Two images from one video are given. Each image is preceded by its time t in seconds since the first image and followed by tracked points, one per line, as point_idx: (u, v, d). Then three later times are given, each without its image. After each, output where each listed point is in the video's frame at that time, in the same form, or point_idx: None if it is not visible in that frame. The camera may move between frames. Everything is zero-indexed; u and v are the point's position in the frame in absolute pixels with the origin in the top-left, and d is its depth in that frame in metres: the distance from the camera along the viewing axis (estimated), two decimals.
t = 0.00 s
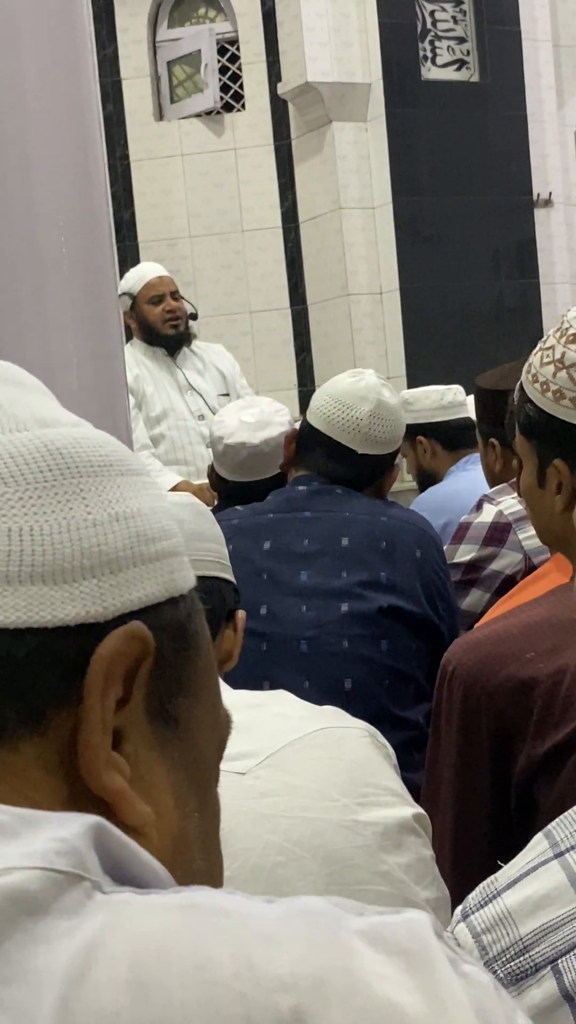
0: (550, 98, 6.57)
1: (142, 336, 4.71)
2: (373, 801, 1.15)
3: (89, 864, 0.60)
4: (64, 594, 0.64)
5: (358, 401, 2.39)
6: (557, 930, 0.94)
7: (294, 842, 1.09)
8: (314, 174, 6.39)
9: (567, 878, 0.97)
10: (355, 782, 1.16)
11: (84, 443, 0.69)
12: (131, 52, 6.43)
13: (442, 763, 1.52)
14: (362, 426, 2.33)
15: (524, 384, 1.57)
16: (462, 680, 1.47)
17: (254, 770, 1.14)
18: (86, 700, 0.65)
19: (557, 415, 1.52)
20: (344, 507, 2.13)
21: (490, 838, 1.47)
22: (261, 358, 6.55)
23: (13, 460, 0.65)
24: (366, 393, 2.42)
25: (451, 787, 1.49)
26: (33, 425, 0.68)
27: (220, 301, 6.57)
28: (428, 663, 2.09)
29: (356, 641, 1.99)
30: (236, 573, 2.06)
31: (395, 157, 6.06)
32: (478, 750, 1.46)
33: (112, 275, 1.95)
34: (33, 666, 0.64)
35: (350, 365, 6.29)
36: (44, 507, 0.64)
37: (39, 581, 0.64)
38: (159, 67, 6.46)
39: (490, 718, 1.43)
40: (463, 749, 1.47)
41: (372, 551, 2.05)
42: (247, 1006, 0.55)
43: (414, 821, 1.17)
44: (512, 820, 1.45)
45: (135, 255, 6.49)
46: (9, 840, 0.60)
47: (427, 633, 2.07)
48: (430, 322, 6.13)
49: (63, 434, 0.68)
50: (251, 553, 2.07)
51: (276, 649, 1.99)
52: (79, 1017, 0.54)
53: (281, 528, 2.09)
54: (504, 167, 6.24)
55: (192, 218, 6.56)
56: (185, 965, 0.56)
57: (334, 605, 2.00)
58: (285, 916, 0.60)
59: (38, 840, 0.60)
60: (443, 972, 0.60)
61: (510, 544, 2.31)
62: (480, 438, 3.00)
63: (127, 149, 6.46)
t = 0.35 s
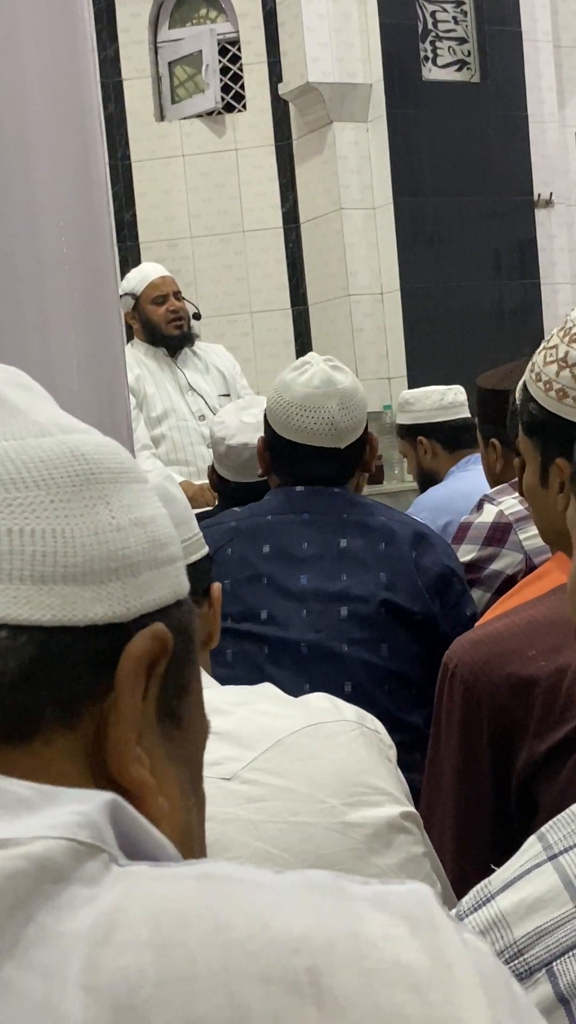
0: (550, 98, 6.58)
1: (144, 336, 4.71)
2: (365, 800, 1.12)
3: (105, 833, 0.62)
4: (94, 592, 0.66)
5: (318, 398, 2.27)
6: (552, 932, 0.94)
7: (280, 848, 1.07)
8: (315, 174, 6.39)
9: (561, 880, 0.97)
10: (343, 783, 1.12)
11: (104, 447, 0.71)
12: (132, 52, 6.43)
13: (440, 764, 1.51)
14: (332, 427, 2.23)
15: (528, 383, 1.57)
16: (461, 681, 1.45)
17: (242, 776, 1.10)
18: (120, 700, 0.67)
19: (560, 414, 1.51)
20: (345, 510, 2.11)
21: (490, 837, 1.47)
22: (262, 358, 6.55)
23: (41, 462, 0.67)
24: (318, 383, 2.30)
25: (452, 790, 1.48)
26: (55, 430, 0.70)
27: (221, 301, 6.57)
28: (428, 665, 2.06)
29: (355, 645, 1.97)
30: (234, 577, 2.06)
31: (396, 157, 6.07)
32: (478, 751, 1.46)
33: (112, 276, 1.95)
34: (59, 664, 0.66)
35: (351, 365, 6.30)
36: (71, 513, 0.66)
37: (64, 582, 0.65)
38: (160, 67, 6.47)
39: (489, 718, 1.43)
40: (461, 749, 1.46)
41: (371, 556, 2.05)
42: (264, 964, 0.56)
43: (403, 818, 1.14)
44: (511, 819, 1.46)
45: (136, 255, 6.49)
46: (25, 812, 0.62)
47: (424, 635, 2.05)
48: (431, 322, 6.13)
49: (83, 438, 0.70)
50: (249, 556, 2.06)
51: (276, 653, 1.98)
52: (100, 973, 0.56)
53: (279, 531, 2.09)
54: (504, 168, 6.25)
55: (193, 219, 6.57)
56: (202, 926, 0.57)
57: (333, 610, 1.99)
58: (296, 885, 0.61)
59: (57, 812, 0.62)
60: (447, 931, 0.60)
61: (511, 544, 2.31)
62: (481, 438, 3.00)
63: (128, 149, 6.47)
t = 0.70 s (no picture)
0: (551, 98, 6.56)
1: (145, 335, 4.72)
2: (361, 798, 1.09)
3: (228, 827, 0.64)
4: (245, 595, 0.72)
5: (292, 389, 2.10)
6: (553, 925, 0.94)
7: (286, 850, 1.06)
8: (316, 174, 6.39)
9: (563, 873, 0.97)
10: (339, 781, 1.09)
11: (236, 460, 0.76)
12: (133, 52, 6.43)
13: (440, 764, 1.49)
14: (316, 417, 2.07)
15: (524, 383, 1.58)
16: (460, 682, 1.43)
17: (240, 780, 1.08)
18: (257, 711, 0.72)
19: (558, 413, 1.52)
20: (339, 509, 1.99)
21: (491, 837, 1.45)
22: (261, 358, 6.55)
23: (201, 474, 0.72)
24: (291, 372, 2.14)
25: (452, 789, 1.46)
26: (199, 440, 0.75)
27: (222, 301, 6.57)
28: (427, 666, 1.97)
29: (352, 649, 1.88)
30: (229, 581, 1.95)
31: (396, 157, 6.07)
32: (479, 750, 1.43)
33: (112, 277, 1.97)
34: (212, 662, 0.70)
35: (351, 365, 6.29)
36: (228, 526, 0.72)
37: (217, 586, 0.70)
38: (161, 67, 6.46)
39: (489, 719, 1.41)
40: (462, 750, 1.44)
41: (368, 555, 1.94)
42: (377, 956, 0.57)
43: (402, 817, 1.09)
44: (512, 820, 1.44)
45: (136, 255, 6.50)
46: (157, 793, 0.63)
47: (423, 636, 1.96)
48: (431, 322, 6.13)
49: (223, 451, 0.76)
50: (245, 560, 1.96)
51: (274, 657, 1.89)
52: (219, 954, 0.57)
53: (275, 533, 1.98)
54: (505, 168, 6.25)
55: (193, 219, 6.57)
56: (316, 920, 0.58)
57: (331, 613, 1.89)
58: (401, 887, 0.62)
59: (177, 799, 0.63)
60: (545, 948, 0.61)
61: (511, 544, 2.31)
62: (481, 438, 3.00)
63: (128, 149, 6.48)
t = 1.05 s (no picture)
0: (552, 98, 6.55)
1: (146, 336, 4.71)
2: (364, 803, 1.09)
3: (250, 830, 0.65)
4: (219, 599, 0.73)
5: (258, 395, 2.07)
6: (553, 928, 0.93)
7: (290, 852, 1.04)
8: (317, 174, 6.39)
9: (563, 876, 0.96)
10: (343, 786, 1.09)
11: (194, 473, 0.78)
12: (134, 52, 6.42)
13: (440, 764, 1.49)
14: (288, 420, 2.04)
15: (521, 384, 1.57)
16: (460, 684, 1.43)
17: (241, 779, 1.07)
18: (238, 708, 0.73)
19: (554, 416, 1.50)
20: (329, 509, 1.98)
21: (491, 836, 1.44)
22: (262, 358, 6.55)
23: (178, 479, 0.73)
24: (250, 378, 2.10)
25: (451, 791, 1.46)
26: (164, 452, 0.76)
27: (223, 301, 6.57)
28: (423, 667, 1.95)
29: (349, 650, 1.88)
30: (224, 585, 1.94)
31: (397, 157, 6.06)
32: (478, 751, 1.43)
33: (113, 277, 1.96)
34: (202, 660, 0.69)
35: (352, 365, 6.29)
36: (202, 531, 0.73)
37: (201, 587, 0.71)
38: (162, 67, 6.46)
39: (488, 721, 1.40)
40: (462, 751, 1.44)
41: (359, 555, 1.93)
42: (393, 949, 0.56)
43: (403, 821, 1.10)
44: (512, 821, 1.43)
45: (136, 255, 6.49)
46: (186, 797, 0.64)
47: (418, 634, 1.93)
48: (432, 323, 6.13)
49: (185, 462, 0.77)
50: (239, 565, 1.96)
51: (276, 657, 1.86)
52: (238, 945, 0.57)
53: (267, 534, 1.97)
54: (506, 169, 6.24)
55: (194, 219, 6.57)
56: (332, 917, 0.58)
57: (325, 614, 1.89)
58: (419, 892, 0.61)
59: (198, 803, 0.63)
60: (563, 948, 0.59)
61: (512, 544, 2.31)
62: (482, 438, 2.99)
63: (129, 149, 6.47)
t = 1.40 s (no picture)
0: (554, 99, 6.57)
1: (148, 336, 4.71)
2: (368, 803, 1.09)
3: (246, 860, 0.63)
4: (189, 595, 0.70)
5: (235, 410, 2.02)
6: (552, 932, 0.94)
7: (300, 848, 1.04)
8: (318, 175, 6.39)
9: (562, 879, 0.97)
10: (348, 787, 1.09)
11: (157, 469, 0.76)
12: (135, 53, 6.42)
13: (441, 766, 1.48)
14: (268, 435, 2.00)
15: (528, 384, 1.57)
16: (462, 686, 1.42)
17: (249, 778, 1.08)
18: (207, 702, 0.71)
19: (559, 414, 1.51)
20: (321, 509, 1.98)
21: (492, 838, 1.44)
22: (264, 359, 6.56)
23: (142, 474, 0.71)
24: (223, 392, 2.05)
25: (453, 793, 1.46)
26: (127, 450, 0.74)
27: (224, 302, 6.57)
28: (421, 666, 1.97)
29: (347, 650, 1.88)
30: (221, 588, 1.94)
31: (399, 157, 6.06)
32: (479, 754, 1.43)
33: (117, 277, 1.95)
34: (175, 656, 0.67)
35: (354, 366, 6.29)
36: (167, 524, 0.70)
37: (173, 581, 0.68)
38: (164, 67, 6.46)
39: (490, 722, 1.40)
40: (462, 753, 1.44)
41: (354, 553, 1.94)
42: (391, 980, 0.56)
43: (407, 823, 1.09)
44: (514, 821, 1.43)
45: (138, 256, 6.49)
46: (173, 827, 0.62)
47: (417, 630, 1.94)
48: (434, 323, 6.14)
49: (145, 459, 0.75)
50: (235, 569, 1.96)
51: (274, 661, 1.87)
52: (229, 976, 0.56)
53: (262, 537, 1.97)
54: (508, 169, 6.24)
55: (195, 219, 6.57)
56: (334, 951, 0.57)
57: (322, 614, 1.89)
58: (423, 925, 0.61)
59: (192, 835, 0.62)
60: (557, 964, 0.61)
61: (514, 544, 2.31)
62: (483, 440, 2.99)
63: (131, 149, 6.47)
